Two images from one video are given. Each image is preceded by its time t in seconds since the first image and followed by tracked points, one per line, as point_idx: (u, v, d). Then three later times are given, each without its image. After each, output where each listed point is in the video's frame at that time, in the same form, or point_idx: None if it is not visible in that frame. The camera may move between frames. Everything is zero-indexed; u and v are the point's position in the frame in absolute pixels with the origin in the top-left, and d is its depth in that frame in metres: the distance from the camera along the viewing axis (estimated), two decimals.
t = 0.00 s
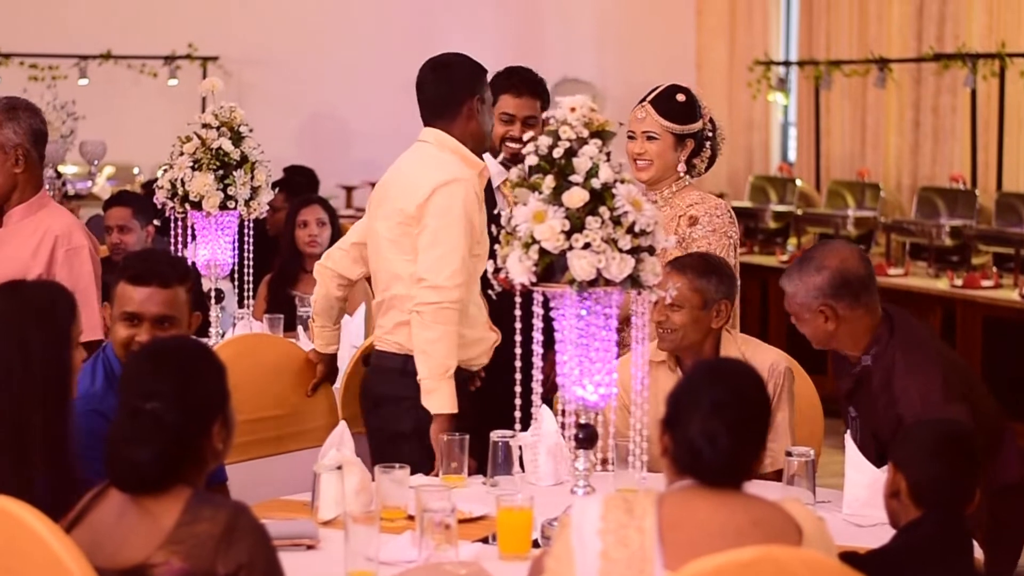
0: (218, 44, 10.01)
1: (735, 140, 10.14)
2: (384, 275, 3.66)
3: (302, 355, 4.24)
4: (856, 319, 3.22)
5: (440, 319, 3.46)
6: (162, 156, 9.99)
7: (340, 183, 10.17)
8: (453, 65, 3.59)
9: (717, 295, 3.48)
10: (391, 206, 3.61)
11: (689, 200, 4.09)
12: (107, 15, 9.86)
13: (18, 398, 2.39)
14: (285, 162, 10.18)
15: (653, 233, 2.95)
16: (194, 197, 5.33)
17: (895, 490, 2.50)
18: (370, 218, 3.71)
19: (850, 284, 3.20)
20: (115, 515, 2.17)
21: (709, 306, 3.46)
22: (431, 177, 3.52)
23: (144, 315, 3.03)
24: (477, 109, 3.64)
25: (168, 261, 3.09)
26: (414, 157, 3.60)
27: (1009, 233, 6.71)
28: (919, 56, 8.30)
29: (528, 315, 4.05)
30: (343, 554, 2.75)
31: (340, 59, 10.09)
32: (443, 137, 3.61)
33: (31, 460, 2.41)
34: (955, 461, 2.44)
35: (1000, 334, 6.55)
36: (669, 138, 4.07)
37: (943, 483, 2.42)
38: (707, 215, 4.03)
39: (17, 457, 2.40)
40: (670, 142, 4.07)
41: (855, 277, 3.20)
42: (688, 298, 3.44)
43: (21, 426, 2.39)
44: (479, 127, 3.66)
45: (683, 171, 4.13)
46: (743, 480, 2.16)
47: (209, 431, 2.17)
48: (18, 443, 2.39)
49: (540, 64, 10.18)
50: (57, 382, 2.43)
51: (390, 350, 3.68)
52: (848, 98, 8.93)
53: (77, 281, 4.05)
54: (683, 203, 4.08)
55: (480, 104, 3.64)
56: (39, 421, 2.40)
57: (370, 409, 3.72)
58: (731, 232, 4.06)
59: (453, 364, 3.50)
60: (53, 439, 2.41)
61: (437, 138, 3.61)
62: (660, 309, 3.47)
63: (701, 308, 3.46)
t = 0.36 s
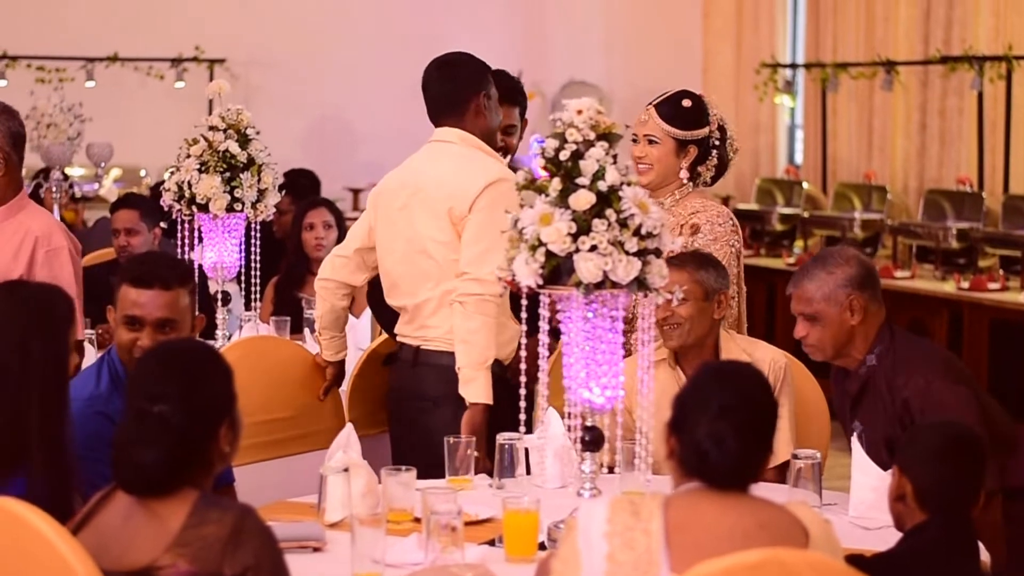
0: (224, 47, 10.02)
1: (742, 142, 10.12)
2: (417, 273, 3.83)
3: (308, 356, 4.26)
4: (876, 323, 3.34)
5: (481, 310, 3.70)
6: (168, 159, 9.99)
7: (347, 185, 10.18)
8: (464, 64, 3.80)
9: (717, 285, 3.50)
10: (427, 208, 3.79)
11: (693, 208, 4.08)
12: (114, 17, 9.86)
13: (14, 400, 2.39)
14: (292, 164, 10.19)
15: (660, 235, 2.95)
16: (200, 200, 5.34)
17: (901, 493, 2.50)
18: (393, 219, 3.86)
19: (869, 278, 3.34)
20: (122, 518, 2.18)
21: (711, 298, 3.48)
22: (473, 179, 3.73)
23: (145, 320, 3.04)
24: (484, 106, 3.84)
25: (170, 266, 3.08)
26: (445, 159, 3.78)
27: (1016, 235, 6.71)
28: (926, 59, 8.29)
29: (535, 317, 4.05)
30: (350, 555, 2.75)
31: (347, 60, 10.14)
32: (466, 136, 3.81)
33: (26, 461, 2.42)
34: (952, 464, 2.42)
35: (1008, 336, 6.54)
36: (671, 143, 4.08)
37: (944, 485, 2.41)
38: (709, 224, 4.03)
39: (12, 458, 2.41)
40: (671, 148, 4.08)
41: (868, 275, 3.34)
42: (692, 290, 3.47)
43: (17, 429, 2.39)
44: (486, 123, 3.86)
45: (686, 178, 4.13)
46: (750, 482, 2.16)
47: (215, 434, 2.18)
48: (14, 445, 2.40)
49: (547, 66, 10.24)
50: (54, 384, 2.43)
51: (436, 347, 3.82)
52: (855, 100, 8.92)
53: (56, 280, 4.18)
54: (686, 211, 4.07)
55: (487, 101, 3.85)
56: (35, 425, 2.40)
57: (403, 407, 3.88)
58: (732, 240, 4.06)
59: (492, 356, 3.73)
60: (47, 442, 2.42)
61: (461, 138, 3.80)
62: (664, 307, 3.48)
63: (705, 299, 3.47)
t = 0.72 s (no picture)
0: (223, 50, 10.03)
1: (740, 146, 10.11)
2: (432, 281, 3.73)
3: (306, 360, 4.25)
4: (899, 359, 3.37)
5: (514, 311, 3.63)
6: (167, 163, 9.99)
7: (346, 189, 10.19)
8: (472, 65, 3.75)
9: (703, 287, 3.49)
10: (441, 213, 3.70)
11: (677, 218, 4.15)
12: (112, 21, 9.86)
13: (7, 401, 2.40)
14: (290, 168, 10.19)
15: (658, 239, 2.94)
16: (199, 203, 5.33)
17: (899, 497, 2.51)
18: (404, 226, 3.76)
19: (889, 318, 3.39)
20: (121, 520, 2.18)
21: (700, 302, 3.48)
22: (490, 180, 3.67)
23: (143, 325, 3.04)
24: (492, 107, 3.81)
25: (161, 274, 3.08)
26: (455, 163, 3.71)
27: (1014, 239, 6.70)
28: (924, 63, 8.29)
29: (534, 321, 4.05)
30: (348, 558, 2.75)
31: (346, 63, 10.17)
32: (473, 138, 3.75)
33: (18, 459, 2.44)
34: (951, 467, 2.43)
35: (1005, 340, 6.54)
36: (640, 157, 4.07)
37: (944, 487, 2.42)
38: (692, 234, 4.11)
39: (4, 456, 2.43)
40: (640, 161, 4.07)
41: (886, 314, 3.40)
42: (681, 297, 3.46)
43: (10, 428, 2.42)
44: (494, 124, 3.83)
45: (659, 188, 4.12)
46: (748, 485, 2.16)
47: (215, 438, 2.18)
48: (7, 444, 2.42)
49: (545, 70, 10.30)
50: (50, 386, 2.43)
51: (464, 355, 3.71)
52: (853, 103, 8.92)
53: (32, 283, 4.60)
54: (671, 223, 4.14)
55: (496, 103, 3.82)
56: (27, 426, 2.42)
57: (427, 416, 3.74)
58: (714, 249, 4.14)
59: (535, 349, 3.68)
60: (42, 444, 2.43)
61: (469, 140, 3.74)
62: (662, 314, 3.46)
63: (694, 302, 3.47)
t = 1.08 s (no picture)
0: (227, 51, 10.03)
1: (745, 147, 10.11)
2: (453, 289, 3.64)
3: (310, 362, 4.24)
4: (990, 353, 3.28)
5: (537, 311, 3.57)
6: (171, 164, 9.99)
7: (350, 190, 10.18)
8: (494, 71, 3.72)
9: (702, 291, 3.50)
10: (462, 219, 3.63)
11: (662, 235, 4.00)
12: (117, 23, 9.86)
13: (17, 403, 2.41)
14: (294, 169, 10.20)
15: (663, 240, 2.92)
16: (204, 205, 5.33)
17: (903, 499, 2.52)
18: (421, 235, 3.68)
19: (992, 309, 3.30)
20: (126, 520, 2.18)
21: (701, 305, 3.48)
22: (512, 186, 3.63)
23: (167, 329, 3.03)
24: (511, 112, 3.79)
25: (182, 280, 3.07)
26: (473, 168, 3.65)
27: (1020, 240, 6.70)
28: (929, 64, 8.29)
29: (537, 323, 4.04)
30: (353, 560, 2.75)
31: (350, 63, 10.18)
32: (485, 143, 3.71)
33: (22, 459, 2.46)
34: (957, 468, 2.47)
35: (1010, 341, 6.53)
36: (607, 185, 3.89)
37: (952, 483, 2.46)
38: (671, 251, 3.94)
39: (9, 457, 2.45)
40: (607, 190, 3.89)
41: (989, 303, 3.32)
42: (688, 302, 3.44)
43: (17, 429, 2.43)
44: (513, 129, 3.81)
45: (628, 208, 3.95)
46: (752, 487, 2.16)
47: (222, 439, 2.19)
48: (14, 445, 2.43)
49: (549, 71, 10.31)
50: (61, 388, 2.44)
51: (489, 361, 3.62)
52: (858, 105, 8.92)
53: (10, 287, 4.38)
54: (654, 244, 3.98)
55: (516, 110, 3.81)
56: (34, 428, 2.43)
57: (450, 420, 3.68)
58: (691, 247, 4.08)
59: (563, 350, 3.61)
60: (53, 446, 2.44)
61: (483, 146, 3.70)
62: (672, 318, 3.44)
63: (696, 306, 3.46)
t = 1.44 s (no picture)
0: (232, 49, 10.03)
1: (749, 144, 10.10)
2: (466, 286, 3.62)
3: (316, 360, 4.24)
4: None
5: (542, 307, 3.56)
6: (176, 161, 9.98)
7: (355, 187, 10.18)
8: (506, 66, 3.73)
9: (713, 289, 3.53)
10: (475, 216, 3.62)
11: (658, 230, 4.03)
12: (121, 20, 9.86)
13: (28, 400, 2.41)
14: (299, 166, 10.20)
15: (668, 237, 2.94)
16: (208, 202, 5.34)
17: (913, 496, 2.52)
18: (436, 232, 3.67)
19: None
20: (130, 518, 2.18)
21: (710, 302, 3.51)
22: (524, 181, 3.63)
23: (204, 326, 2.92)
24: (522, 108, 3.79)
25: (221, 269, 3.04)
26: (487, 165, 3.65)
27: None
28: (934, 61, 8.28)
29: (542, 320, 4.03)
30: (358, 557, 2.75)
31: (355, 60, 10.18)
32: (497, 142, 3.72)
33: (29, 462, 2.45)
34: (966, 464, 2.48)
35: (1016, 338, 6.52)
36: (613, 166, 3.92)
37: (961, 479, 2.46)
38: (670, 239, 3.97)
39: (18, 458, 2.44)
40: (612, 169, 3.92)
41: None
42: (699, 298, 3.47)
43: (27, 428, 2.43)
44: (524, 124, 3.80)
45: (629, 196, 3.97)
46: (757, 484, 2.16)
47: (226, 436, 2.19)
48: (23, 444, 2.43)
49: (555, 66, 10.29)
50: (70, 386, 2.45)
51: (500, 356, 3.60)
52: (862, 101, 8.92)
53: None
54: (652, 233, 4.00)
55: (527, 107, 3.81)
56: (45, 425, 2.43)
57: (460, 416, 3.66)
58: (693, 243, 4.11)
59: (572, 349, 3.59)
60: (60, 445, 2.45)
61: (494, 144, 3.70)
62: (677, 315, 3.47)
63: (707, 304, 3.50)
